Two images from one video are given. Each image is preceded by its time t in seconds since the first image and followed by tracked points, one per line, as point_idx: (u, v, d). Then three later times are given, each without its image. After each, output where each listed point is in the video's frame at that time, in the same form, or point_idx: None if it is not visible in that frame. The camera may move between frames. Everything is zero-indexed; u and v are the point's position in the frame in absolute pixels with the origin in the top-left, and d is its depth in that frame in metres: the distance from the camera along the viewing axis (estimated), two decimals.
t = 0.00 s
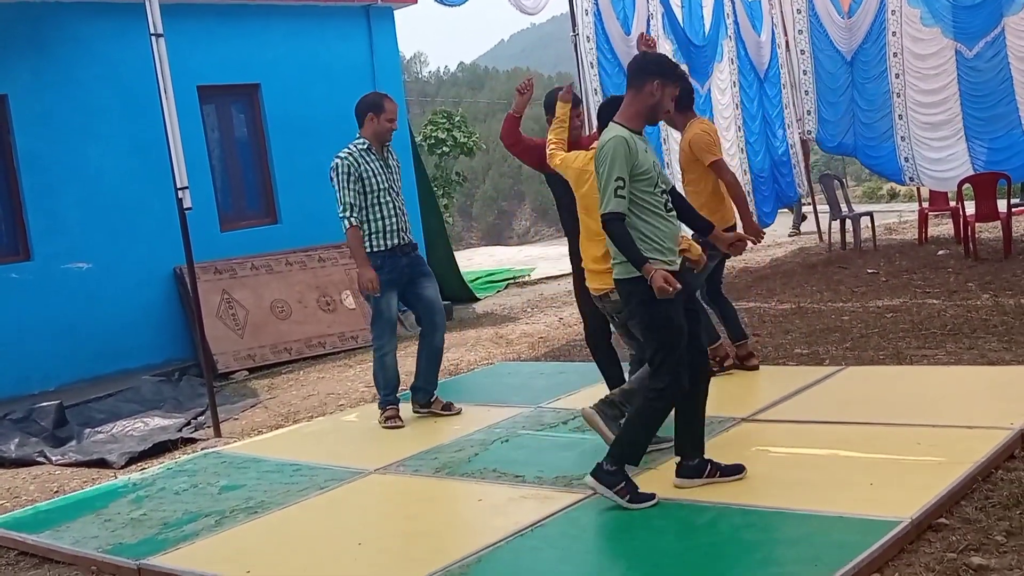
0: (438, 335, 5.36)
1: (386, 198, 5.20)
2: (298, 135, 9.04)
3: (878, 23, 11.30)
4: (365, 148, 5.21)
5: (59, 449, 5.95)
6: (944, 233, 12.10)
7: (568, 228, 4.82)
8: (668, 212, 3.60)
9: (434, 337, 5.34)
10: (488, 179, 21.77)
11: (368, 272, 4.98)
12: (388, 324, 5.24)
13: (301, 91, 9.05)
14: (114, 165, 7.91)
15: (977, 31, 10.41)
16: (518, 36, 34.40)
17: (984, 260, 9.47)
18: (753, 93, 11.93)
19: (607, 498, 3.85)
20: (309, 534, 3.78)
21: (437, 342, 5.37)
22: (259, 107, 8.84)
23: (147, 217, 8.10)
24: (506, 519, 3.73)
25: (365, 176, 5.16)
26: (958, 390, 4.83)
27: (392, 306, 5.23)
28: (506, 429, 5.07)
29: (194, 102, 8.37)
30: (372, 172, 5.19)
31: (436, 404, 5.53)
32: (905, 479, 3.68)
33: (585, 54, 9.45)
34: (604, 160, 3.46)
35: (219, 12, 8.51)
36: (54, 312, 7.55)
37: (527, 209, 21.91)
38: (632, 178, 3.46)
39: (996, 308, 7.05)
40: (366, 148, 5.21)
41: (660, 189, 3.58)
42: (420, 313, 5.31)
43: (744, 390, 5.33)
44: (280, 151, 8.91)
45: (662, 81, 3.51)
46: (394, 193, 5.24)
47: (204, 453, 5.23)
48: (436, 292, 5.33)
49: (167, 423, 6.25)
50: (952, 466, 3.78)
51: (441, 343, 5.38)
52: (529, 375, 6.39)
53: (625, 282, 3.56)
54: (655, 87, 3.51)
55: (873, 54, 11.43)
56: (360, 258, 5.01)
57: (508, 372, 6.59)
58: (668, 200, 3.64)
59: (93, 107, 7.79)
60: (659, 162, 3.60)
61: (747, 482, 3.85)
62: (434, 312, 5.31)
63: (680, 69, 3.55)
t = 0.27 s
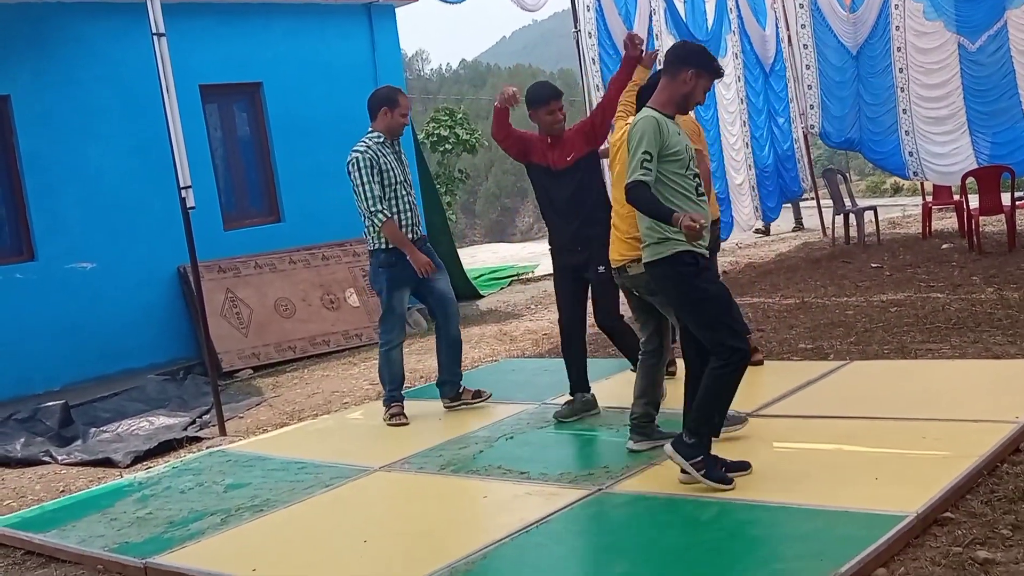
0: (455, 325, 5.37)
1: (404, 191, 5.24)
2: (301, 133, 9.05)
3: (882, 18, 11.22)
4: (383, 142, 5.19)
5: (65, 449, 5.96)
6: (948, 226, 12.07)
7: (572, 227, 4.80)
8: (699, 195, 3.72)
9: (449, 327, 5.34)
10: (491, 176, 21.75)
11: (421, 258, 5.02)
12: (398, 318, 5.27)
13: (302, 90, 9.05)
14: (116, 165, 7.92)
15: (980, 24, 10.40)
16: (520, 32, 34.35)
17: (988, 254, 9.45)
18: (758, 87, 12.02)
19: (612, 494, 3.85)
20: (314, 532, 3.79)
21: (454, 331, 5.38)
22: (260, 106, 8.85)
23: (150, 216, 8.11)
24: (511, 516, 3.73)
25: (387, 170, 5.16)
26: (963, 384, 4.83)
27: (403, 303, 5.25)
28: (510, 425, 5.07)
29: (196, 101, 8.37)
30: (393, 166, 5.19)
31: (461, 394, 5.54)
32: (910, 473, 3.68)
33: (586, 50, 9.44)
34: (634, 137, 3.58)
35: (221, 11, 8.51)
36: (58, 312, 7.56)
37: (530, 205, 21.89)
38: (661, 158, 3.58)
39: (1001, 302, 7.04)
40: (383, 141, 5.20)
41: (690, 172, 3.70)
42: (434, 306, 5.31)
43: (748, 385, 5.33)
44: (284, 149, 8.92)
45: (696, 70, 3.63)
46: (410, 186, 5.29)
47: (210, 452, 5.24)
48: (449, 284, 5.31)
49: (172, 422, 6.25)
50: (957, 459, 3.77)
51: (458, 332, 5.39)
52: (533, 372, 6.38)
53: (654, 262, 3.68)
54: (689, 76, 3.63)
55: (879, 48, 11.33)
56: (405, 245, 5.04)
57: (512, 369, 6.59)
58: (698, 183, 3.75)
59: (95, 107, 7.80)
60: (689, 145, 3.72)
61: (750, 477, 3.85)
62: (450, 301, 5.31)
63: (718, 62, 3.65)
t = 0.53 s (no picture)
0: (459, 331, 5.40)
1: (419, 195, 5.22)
2: (297, 136, 9.05)
3: (881, 22, 11.23)
4: (397, 146, 5.19)
5: (59, 452, 5.95)
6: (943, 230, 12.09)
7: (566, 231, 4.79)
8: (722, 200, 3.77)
9: (453, 334, 5.37)
10: (487, 178, 21.74)
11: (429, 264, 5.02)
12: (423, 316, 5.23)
13: (299, 93, 9.04)
14: (112, 166, 7.91)
15: (976, 29, 10.44)
16: (517, 35, 34.37)
17: (983, 258, 9.46)
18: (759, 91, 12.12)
19: (608, 497, 3.85)
20: (310, 535, 3.78)
21: (458, 338, 5.40)
22: (257, 108, 8.84)
23: (147, 218, 8.10)
24: (507, 519, 3.73)
25: (402, 174, 5.15)
26: (957, 388, 4.83)
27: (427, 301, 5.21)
28: (505, 429, 5.07)
29: (192, 103, 8.36)
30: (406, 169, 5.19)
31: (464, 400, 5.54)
32: (905, 478, 3.68)
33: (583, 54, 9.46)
34: (673, 139, 3.58)
35: (218, 14, 8.51)
36: (54, 314, 7.55)
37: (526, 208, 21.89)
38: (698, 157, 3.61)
39: (996, 306, 7.05)
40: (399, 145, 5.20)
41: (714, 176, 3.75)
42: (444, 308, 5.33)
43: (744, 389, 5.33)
44: (280, 152, 8.91)
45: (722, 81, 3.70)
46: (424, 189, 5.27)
47: (205, 455, 5.23)
48: (458, 289, 5.35)
49: (167, 425, 6.24)
50: (952, 464, 3.78)
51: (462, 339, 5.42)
52: (529, 375, 6.38)
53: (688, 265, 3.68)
54: (712, 86, 3.69)
55: (881, 51, 11.29)
56: (413, 251, 5.03)
57: (508, 372, 6.58)
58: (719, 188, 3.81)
59: (92, 108, 7.79)
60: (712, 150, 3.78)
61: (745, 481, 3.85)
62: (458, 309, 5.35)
63: (740, 76, 3.73)
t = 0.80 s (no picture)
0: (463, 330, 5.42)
1: (424, 194, 5.23)
2: (300, 139, 9.06)
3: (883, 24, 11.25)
4: (406, 145, 5.25)
5: (62, 454, 5.95)
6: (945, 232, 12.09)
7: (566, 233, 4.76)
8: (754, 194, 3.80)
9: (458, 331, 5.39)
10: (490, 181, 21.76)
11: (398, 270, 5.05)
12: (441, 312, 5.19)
13: (302, 96, 9.06)
14: (114, 169, 7.92)
15: (977, 32, 10.46)
16: (519, 38, 34.41)
17: (985, 260, 9.46)
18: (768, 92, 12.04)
19: (609, 499, 3.85)
20: (313, 537, 3.78)
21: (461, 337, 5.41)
22: (259, 111, 8.85)
23: (149, 221, 8.11)
24: (509, 521, 3.73)
25: (405, 173, 5.20)
26: (960, 390, 4.83)
27: (443, 294, 5.20)
28: (507, 431, 5.07)
29: (194, 106, 8.37)
30: (410, 169, 5.22)
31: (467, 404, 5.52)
32: (908, 479, 3.67)
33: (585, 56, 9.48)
34: (737, 126, 3.55)
35: (220, 16, 8.52)
36: (56, 316, 7.55)
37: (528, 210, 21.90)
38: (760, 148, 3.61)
39: (998, 307, 7.05)
40: (408, 145, 5.25)
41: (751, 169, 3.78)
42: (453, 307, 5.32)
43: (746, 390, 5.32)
44: (284, 154, 8.94)
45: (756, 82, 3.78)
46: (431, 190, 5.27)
47: (207, 457, 5.23)
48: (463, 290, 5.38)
49: (170, 427, 6.25)
50: (954, 465, 3.77)
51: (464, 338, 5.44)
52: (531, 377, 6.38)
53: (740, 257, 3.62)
54: (751, 85, 3.76)
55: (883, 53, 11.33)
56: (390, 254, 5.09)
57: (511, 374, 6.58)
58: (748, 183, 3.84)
59: (93, 111, 7.80)
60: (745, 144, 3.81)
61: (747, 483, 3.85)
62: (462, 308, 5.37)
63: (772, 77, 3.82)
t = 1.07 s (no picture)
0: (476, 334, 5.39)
1: (424, 201, 5.22)
2: (302, 139, 9.06)
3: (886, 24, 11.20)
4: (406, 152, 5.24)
5: (64, 454, 5.95)
6: (947, 233, 12.08)
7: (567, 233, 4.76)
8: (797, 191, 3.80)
9: (469, 337, 5.37)
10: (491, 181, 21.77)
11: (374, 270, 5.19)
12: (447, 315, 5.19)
13: (304, 96, 9.07)
14: (117, 169, 7.92)
15: (981, 33, 10.43)
16: (521, 39, 34.47)
17: (987, 260, 9.45)
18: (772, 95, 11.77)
19: (611, 500, 3.85)
20: (316, 537, 3.79)
21: (472, 341, 5.39)
22: (260, 111, 8.85)
23: (151, 221, 8.11)
24: (511, 522, 3.73)
25: (403, 179, 5.22)
26: (962, 391, 4.83)
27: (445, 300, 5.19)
28: (509, 431, 5.07)
29: (195, 106, 8.37)
30: (409, 176, 5.22)
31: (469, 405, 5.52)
32: (910, 480, 3.67)
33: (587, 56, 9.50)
34: (811, 137, 3.54)
35: (222, 16, 8.53)
36: (58, 316, 7.56)
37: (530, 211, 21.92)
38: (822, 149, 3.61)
39: (1000, 308, 7.05)
40: (409, 151, 5.24)
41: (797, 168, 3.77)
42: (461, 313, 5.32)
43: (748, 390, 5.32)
44: (287, 154, 8.94)
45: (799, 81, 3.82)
46: (433, 196, 5.24)
47: (209, 458, 5.23)
48: (477, 295, 5.35)
49: (172, 427, 6.25)
50: (956, 466, 3.77)
51: (478, 343, 5.41)
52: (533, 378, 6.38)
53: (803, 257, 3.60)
54: (802, 81, 3.82)
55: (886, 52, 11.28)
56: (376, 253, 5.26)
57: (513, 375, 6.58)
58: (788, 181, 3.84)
59: (95, 111, 7.80)
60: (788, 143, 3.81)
61: (748, 484, 3.85)
62: (473, 313, 5.34)
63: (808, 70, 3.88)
